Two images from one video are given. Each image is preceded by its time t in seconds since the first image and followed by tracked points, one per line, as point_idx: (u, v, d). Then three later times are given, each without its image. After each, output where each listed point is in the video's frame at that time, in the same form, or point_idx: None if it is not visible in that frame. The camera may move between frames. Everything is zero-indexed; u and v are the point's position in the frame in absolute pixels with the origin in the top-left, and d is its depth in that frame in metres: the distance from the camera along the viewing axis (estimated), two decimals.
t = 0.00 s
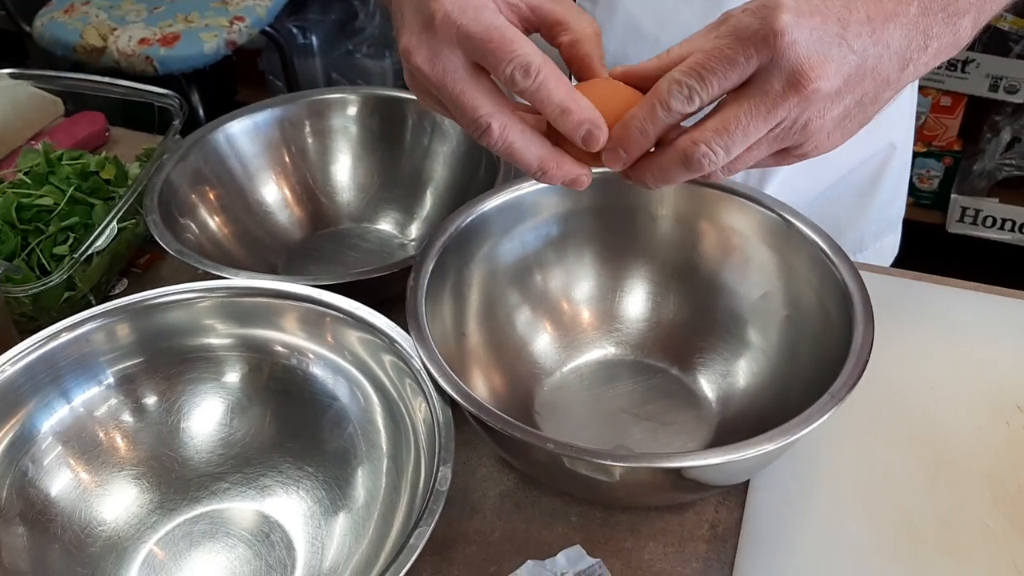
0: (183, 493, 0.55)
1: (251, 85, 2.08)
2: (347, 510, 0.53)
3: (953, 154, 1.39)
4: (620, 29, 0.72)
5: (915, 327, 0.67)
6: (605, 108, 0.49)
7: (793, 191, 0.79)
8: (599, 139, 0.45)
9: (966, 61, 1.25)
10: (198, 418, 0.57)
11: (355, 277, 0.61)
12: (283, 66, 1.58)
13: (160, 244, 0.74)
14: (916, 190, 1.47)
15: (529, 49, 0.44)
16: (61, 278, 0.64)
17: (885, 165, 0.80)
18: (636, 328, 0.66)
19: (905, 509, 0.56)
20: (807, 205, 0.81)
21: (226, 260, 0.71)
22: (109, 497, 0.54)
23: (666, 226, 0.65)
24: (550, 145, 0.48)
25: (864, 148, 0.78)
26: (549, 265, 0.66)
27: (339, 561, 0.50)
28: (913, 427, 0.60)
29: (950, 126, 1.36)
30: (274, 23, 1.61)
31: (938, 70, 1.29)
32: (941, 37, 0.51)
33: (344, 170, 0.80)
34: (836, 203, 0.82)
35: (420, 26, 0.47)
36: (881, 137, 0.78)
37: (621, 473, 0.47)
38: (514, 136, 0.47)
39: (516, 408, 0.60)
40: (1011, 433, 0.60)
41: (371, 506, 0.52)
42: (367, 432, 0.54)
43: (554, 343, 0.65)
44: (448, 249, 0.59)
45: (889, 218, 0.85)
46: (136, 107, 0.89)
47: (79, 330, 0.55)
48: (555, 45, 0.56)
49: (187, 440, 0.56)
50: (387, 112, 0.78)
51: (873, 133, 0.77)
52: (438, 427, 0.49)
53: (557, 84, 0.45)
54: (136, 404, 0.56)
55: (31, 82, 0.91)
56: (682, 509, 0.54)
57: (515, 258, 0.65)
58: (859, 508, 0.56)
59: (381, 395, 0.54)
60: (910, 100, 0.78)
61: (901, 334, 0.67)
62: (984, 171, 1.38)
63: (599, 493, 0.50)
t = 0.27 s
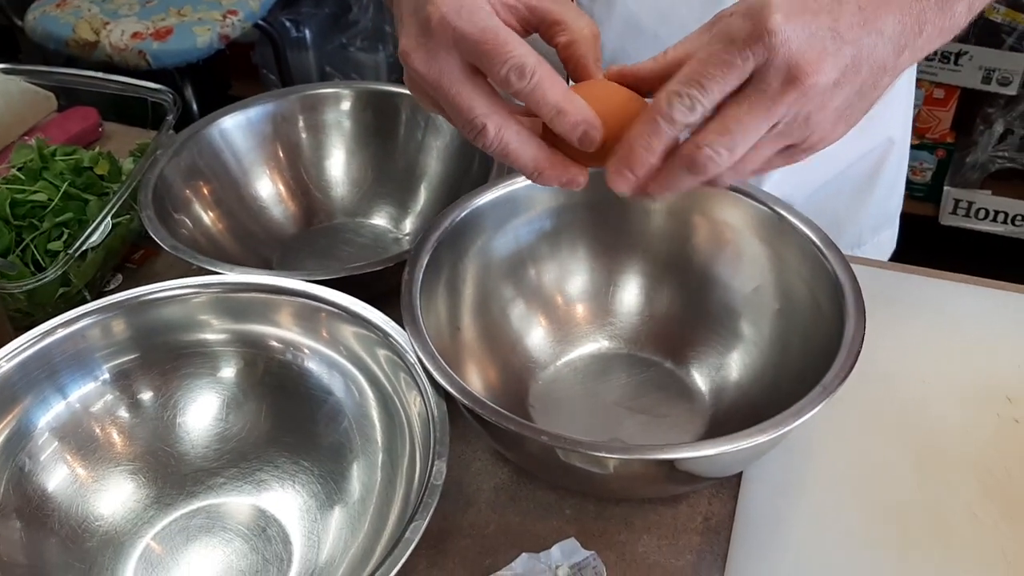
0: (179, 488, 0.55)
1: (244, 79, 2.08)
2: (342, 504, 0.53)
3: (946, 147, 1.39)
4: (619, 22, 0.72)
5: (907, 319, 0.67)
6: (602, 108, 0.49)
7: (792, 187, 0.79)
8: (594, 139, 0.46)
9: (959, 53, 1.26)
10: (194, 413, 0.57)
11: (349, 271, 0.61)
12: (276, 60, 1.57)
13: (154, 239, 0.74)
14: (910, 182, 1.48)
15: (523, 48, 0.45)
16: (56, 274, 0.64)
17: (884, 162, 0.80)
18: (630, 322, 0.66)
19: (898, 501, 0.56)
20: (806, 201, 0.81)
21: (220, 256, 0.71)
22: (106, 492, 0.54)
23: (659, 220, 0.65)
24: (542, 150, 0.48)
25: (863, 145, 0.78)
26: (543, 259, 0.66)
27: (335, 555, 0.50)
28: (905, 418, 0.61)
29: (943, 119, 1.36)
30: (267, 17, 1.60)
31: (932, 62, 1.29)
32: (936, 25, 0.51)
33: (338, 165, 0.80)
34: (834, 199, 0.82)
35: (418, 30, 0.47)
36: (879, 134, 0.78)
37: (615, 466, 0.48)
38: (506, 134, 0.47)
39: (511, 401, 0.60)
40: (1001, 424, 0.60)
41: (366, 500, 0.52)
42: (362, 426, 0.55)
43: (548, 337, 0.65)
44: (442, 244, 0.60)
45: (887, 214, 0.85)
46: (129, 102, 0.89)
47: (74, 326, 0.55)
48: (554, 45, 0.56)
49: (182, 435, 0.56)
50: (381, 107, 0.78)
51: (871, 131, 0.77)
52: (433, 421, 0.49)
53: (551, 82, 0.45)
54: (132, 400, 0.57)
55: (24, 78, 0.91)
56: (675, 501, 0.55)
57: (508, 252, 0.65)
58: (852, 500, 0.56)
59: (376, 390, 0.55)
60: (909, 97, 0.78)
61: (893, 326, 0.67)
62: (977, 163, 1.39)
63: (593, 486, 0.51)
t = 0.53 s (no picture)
0: (180, 486, 0.56)
1: (241, 79, 2.08)
2: (342, 502, 0.54)
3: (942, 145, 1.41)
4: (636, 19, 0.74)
5: (900, 318, 0.68)
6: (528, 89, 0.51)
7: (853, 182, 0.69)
8: (507, 127, 0.48)
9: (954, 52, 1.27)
10: (195, 412, 0.58)
11: (349, 271, 0.62)
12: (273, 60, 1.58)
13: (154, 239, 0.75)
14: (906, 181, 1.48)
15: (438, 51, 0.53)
16: (57, 274, 0.65)
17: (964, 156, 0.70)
18: (626, 321, 0.66)
19: (891, 498, 0.57)
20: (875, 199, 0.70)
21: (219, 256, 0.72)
22: (107, 490, 0.54)
23: (655, 220, 0.66)
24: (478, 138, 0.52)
25: (939, 139, 0.68)
26: (540, 259, 0.67)
27: (335, 553, 0.51)
28: (900, 416, 0.61)
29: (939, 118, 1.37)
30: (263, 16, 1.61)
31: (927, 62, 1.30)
32: None
33: (337, 166, 0.80)
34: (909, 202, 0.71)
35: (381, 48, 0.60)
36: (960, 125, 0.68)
37: (611, 463, 0.48)
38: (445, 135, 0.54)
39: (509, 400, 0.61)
40: (993, 422, 0.61)
41: (365, 497, 0.53)
42: (361, 425, 0.55)
43: (545, 336, 0.66)
44: (440, 244, 0.60)
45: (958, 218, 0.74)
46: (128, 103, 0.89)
47: (76, 326, 0.55)
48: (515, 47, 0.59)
49: (183, 434, 0.57)
50: (379, 108, 0.78)
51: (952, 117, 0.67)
52: (432, 420, 0.50)
53: (460, 75, 0.50)
54: (133, 399, 0.57)
55: (23, 78, 0.91)
56: (671, 498, 0.55)
57: (506, 252, 0.65)
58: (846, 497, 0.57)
59: (375, 389, 0.55)
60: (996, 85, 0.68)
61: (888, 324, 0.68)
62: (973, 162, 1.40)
63: (590, 483, 0.51)
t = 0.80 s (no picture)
0: (176, 496, 0.57)
1: (234, 86, 2.09)
2: (336, 512, 0.55)
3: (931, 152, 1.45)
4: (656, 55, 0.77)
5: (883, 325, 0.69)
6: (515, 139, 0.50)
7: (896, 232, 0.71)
8: (496, 179, 0.48)
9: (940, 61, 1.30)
10: (191, 423, 0.59)
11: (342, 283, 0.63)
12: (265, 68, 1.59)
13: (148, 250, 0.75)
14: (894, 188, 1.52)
15: (431, 112, 0.52)
16: (54, 287, 0.66)
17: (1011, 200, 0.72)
18: (614, 331, 0.68)
19: (871, 504, 0.58)
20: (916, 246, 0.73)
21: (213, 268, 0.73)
22: (106, 501, 0.56)
23: (642, 232, 0.67)
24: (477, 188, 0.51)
25: (989, 190, 0.71)
26: (530, 270, 0.68)
27: (329, 561, 0.52)
28: (882, 423, 0.63)
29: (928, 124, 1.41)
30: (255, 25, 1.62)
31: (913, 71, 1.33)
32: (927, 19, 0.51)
33: (329, 178, 0.82)
34: (947, 244, 0.74)
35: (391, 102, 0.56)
36: (1007, 172, 0.71)
37: (598, 472, 0.50)
38: (448, 192, 0.52)
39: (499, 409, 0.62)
40: (969, 428, 0.63)
41: (359, 507, 0.54)
42: (354, 436, 0.57)
43: (535, 346, 0.67)
44: (431, 257, 0.62)
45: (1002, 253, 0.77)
46: (123, 116, 0.90)
47: (74, 339, 0.56)
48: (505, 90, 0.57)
49: (180, 445, 0.58)
50: (371, 120, 0.80)
51: (991, 166, 0.70)
52: (423, 431, 0.51)
53: (448, 134, 0.50)
54: (131, 411, 0.58)
55: (20, 92, 0.92)
56: (658, 505, 0.57)
57: (496, 264, 0.67)
58: (827, 504, 0.59)
59: (368, 400, 0.56)
60: None
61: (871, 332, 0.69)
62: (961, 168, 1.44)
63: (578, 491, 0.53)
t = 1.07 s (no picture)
0: (185, 510, 0.60)
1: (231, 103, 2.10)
2: (336, 524, 0.58)
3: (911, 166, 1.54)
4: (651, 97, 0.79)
5: (854, 339, 0.73)
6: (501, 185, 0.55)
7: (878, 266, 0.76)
8: (485, 225, 0.52)
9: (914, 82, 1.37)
10: (199, 441, 0.62)
11: (340, 307, 0.66)
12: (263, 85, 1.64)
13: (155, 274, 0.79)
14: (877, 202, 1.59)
15: (425, 162, 0.57)
16: (67, 312, 0.69)
17: (983, 236, 0.79)
18: (598, 350, 0.72)
19: (839, 514, 0.62)
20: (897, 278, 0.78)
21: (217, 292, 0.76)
22: (119, 514, 0.59)
23: (623, 257, 0.71)
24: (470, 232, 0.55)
25: (967, 223, 0.78)
26: (517, 294, 0.72)
27: (330, 569, 0.56)
28: (850, 435, 0.67)
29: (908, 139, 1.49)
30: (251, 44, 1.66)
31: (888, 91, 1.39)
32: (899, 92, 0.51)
33: (327, 205, 0.85)
34: (925, 274, 0.80)
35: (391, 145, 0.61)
36: (979, 210, 0.77)
37: (581, 486, 0.53)
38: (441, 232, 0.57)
39: (489, 426, 0.66)
40: (935, 440, 0.66)
41: (357, 519, 0.57)
42: (352, 452, 0.60)
43: (523, 365, 0.71)
44: (423, 283, 0.65)
45: (976, 281, 0.84)
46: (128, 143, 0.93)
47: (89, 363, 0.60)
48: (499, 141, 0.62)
49: (188, 461, 0.62)
50: (366, 149, 0.83)
51: (964, 204, 0.77)
52: (417, 448, 0.55)
53: (442, 182, 0.54)
54: (142, 430, 0.62)
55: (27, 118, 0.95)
56: (638, 516, 0.60)
57: (485, 288, 0.71)
58: (798, 513, 0.62)
59: (365, 418, 0.60)
60: (1006, 174, 0.78)
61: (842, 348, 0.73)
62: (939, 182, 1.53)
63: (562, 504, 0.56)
